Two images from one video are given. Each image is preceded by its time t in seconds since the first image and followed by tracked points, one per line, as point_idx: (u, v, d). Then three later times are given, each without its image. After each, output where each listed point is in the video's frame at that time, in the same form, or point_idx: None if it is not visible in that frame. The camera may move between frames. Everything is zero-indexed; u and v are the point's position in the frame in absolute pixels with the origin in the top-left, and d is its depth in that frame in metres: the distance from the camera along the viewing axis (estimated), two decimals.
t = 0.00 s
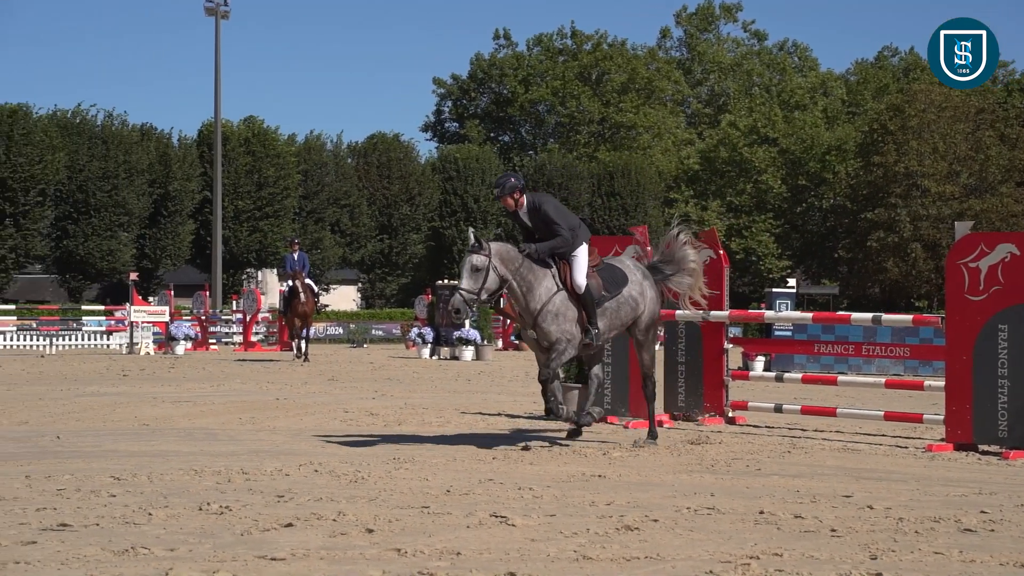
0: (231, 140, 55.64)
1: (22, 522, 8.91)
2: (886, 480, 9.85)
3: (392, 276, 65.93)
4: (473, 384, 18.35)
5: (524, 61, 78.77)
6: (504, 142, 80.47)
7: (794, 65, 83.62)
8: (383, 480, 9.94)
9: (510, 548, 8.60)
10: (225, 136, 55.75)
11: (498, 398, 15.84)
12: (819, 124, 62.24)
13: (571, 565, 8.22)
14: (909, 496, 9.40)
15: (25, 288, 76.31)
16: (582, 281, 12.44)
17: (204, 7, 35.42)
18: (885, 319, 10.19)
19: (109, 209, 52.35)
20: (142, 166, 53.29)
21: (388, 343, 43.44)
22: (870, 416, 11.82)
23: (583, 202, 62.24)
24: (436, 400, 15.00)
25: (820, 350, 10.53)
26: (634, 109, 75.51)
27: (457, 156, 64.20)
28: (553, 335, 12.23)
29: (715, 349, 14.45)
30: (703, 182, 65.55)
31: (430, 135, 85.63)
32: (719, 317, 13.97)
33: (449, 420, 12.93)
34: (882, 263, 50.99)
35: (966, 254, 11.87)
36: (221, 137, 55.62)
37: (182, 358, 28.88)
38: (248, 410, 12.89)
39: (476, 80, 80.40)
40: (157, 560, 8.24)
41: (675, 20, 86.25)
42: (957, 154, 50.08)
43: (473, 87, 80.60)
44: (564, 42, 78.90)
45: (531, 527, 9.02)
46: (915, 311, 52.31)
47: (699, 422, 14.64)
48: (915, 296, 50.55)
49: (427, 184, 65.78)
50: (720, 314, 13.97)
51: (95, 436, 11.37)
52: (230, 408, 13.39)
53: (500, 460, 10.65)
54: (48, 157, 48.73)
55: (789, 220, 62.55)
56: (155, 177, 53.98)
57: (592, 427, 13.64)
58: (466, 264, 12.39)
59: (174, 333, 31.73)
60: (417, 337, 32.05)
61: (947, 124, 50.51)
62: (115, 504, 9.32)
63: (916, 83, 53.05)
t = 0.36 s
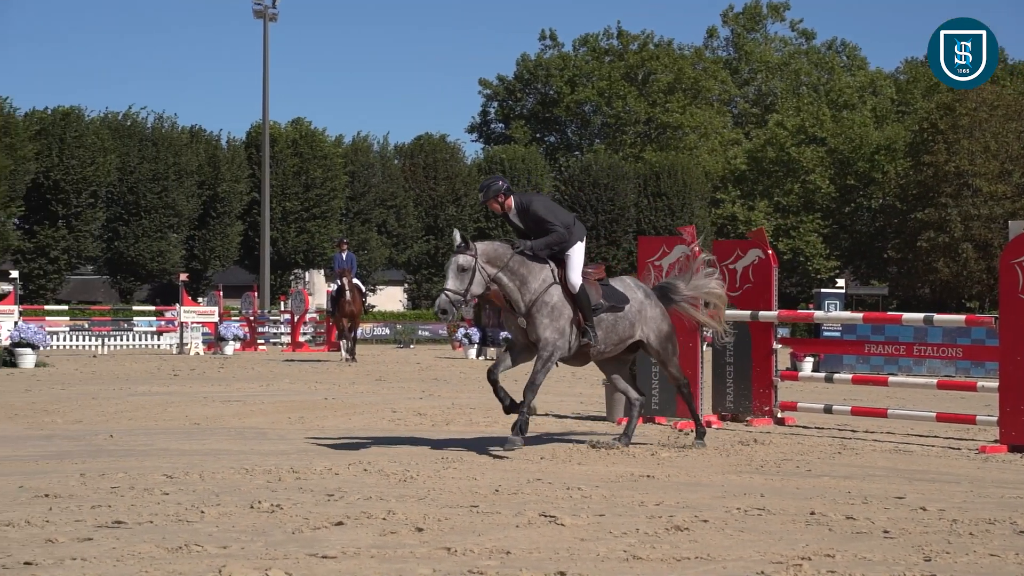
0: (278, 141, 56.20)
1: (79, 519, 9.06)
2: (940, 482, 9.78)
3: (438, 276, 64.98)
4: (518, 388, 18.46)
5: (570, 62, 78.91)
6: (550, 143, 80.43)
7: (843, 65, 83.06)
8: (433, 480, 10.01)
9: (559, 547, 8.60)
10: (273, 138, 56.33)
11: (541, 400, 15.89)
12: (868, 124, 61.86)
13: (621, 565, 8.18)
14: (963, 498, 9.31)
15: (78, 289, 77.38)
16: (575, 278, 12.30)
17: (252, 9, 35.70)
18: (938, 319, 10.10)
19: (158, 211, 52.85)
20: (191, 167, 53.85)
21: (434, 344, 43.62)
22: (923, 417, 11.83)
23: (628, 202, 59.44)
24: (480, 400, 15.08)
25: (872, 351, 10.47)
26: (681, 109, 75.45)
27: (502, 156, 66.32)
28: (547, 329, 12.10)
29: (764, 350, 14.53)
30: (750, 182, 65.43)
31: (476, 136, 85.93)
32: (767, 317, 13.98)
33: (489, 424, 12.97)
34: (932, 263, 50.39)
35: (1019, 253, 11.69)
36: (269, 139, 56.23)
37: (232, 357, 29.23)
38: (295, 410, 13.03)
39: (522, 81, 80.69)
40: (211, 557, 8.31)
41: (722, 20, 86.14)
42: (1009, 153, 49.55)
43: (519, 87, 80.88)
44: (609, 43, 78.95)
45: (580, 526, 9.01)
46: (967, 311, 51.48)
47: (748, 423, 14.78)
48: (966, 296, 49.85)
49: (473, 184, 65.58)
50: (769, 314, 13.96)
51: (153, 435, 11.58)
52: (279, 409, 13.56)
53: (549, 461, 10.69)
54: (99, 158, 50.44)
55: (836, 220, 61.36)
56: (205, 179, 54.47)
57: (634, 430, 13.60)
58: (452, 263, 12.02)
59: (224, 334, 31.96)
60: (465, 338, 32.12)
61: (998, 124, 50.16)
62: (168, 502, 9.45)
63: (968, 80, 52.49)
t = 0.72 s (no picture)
0: (330, 142, 56.69)
1: (137, 516, 9.18)
2: (1000, 483, 9.68)
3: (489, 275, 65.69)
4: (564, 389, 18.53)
5: (619, 62, 79.05)
6: (600, 143, 81.42)
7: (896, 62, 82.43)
8: (485, 479, 10.06)
9: (612, 547, 8.57)
10: (325, 139, 56.90)
11: (587, 403, 15.93)
12: (921, 122, 61.25)
13: (674, 565, 8.13)
14: (1021, 501, 9.21)
15: (132, 290, 78.50)
16: (572, 283, 11.96)
17: (302, 11, 35.88)
18: (994, 319, 9.99)
19: (211, 212, 53.48)
20: (243, 169, 54.64)
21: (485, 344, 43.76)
22: (980, 418, 11.74)
23: (678, 203, 60.98)
24: (527, 403, 15.15)
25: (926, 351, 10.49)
26: (731, 109, 75.47)
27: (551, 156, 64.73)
28: (547, 341, 11.81)
29: (817, 351, 14.61)
30: (801, 181, 65.20)
31: (525, 137, 86.28)
32: (820, 318, 13.90)
33: (534, 427, 13.07)
34: (987, 263, 49.85)
35: None
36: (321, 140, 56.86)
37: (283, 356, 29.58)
38: (347, 410, 13.23)
39: (572, 81, 80.80)
40: (267, 555, 8.37)
41: (773, 18, 85.77)
42: None
43: (569, 88, 80.92)
44: (659, 43, 78.99)
45: (634, 526, 9.00)
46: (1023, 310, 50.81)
47: (801, 423, 14.88)
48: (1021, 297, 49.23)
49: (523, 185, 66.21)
50: (822, 313, 13.89)
51: (212, 433, 11.78)
52: (330, 409, 13.74)
53: (600, 461, 10.72)
54: (153, 161, 51.11)
55: (890, 219, 60.28)
56: (257, 180, 55.64)
57: (678, 430, 13.58)
58: (436, 264, 11.79)
59: (276, 333, 32.24)
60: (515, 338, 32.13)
61: None
62: (224, 500, 9.55)
63: None
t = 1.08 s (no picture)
0: (384, 144, 57.54)
1: (197, 514, 9.28)
2: None
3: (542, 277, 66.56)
4: (615, 391, 18.55)
5: (673, 62, 79.29)
6: (653, 144, 82.28)
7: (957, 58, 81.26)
8: (541, 480, 10.10)
9: (670, 548, 8.53)
10: (379, 140, 57.73)
11: (638, 406, 15.99)
12: (981, 121, 60.17)
13: (733, 566, 8.08)
14: None
15: (189, 292, 79.60)
16: (563, 281, 11.92)
17: (358, 15, 35.94)
18: None
19: (268, 214, 54.08)
20: (297, 171, 55.34)
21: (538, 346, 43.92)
22: None
23: (733, 202, 62.05)
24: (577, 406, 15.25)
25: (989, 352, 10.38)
26: (786, 108, 75.25)
27: (604, 158, 65.70)
28: (544, 341, 11.82)
29: (874, 351, 14.58)
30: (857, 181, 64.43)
31: (579, 138, 86.85)
32: (878, 318, 13.88)
33: (584, 430, 13.14)
34: None
35: None
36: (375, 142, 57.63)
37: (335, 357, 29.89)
38: (403, 410, 13.42)
39: (625, 81, 81.43)
40: (325, 553, 8.41)
41: (829, 16, 85.07)
42: None
43: (622, 87, 81.71)
44: (713, 42, 78.94)
45: (691, 527, 8.96)
46: None
47: (859, 425, 14.80)
48: None
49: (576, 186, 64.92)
50: (879, 314, 13.85)
51: (274, 433, 11.99)
52: (384, 410, 13.90)
53: (654, 462, 10.72)
54: (210, 163, 52.07)
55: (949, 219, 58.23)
56: (312, 182, 56.76)
57: (725, 431, 13.53)
58: (417, 256, 11.82)
59: (330, 334, 32.64)
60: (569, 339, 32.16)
61: None
62: (282, 499, 9.64)
63: None
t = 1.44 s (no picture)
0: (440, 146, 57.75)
1: (259, 513, 9.37)
2: None
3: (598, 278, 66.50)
4: (672, 393, 18.56)
5: (730, 62, 79.17)
6: (710, 144, 82.34)
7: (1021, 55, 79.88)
8: (599, 481, 10.11)
9: (731, 550, 8.47)
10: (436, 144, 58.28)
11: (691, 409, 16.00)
12: None
13: (795, 568, 8.01)
14: None
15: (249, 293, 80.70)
16: (541, 267, 11.78)
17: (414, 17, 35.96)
18: None
19: (324, 215, 58.55)
20: (354, 172, 59.70)
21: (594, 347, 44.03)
22: None
23: (791, 203, 62.45)
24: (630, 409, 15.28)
25: None
26: (845, 108, 74.79)
27: (661, 159, 66.37)
28: (525, 336, 11.68)
29: (937, 352, 14.46)
30: (918, 181, 63.75)
31: (635, 139, 87.08)
32: (940, 320, 13.69)
33: (638, 432, 13.14)
34: None
35: None
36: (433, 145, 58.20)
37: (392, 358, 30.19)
38: (457, 411, 13.57)
39: (682, 81, 81.67)
40: (386, 553, 8.45)
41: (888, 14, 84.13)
42: None
43: (679, 88, 81.74)
44: (770, 42, 78.63)
45: (752, 529, 8.91)
46: None
47: (922, 427, 14.69)
48: None
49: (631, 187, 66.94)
50: (941, 315, 13.67)
51: (333, 436, 12.16)
52: (438, 412, 14.03)
53: (713, 463, 10.66)
54: (269, 164, 55.88)
55: (1011, 219, 59.71)
56: (369, 183, 60.91)
57: (778, 433, 13.45)
58: (407, 229, 12.14)
59: (387, 335, 32.98)
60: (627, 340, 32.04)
61: None
62: (342, 499, 9.70)
63: None
